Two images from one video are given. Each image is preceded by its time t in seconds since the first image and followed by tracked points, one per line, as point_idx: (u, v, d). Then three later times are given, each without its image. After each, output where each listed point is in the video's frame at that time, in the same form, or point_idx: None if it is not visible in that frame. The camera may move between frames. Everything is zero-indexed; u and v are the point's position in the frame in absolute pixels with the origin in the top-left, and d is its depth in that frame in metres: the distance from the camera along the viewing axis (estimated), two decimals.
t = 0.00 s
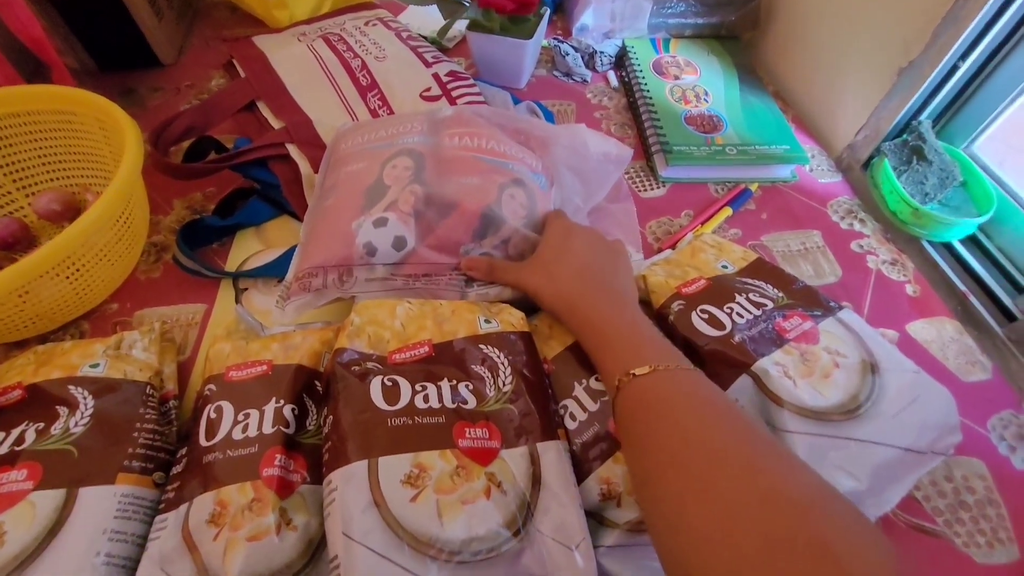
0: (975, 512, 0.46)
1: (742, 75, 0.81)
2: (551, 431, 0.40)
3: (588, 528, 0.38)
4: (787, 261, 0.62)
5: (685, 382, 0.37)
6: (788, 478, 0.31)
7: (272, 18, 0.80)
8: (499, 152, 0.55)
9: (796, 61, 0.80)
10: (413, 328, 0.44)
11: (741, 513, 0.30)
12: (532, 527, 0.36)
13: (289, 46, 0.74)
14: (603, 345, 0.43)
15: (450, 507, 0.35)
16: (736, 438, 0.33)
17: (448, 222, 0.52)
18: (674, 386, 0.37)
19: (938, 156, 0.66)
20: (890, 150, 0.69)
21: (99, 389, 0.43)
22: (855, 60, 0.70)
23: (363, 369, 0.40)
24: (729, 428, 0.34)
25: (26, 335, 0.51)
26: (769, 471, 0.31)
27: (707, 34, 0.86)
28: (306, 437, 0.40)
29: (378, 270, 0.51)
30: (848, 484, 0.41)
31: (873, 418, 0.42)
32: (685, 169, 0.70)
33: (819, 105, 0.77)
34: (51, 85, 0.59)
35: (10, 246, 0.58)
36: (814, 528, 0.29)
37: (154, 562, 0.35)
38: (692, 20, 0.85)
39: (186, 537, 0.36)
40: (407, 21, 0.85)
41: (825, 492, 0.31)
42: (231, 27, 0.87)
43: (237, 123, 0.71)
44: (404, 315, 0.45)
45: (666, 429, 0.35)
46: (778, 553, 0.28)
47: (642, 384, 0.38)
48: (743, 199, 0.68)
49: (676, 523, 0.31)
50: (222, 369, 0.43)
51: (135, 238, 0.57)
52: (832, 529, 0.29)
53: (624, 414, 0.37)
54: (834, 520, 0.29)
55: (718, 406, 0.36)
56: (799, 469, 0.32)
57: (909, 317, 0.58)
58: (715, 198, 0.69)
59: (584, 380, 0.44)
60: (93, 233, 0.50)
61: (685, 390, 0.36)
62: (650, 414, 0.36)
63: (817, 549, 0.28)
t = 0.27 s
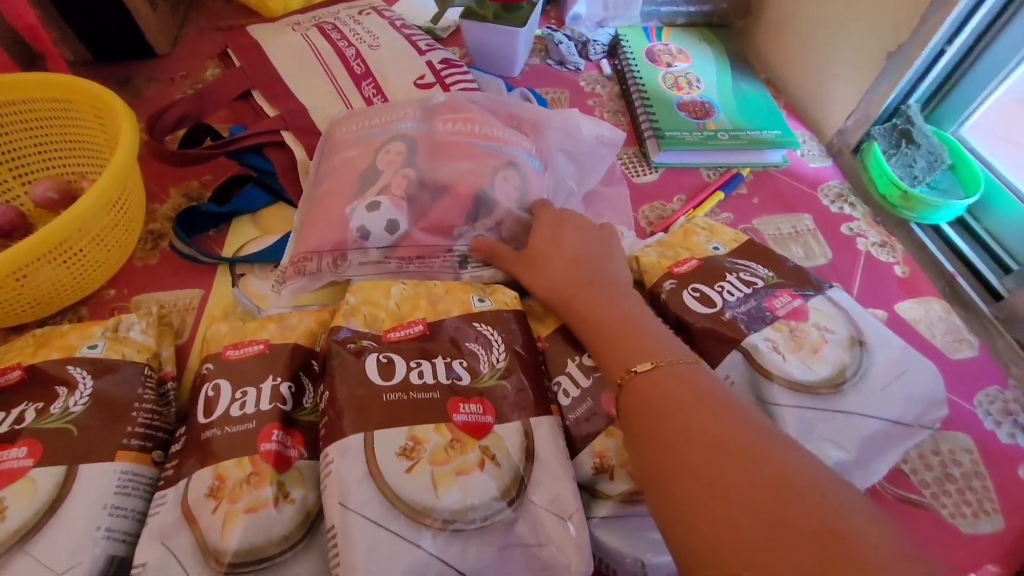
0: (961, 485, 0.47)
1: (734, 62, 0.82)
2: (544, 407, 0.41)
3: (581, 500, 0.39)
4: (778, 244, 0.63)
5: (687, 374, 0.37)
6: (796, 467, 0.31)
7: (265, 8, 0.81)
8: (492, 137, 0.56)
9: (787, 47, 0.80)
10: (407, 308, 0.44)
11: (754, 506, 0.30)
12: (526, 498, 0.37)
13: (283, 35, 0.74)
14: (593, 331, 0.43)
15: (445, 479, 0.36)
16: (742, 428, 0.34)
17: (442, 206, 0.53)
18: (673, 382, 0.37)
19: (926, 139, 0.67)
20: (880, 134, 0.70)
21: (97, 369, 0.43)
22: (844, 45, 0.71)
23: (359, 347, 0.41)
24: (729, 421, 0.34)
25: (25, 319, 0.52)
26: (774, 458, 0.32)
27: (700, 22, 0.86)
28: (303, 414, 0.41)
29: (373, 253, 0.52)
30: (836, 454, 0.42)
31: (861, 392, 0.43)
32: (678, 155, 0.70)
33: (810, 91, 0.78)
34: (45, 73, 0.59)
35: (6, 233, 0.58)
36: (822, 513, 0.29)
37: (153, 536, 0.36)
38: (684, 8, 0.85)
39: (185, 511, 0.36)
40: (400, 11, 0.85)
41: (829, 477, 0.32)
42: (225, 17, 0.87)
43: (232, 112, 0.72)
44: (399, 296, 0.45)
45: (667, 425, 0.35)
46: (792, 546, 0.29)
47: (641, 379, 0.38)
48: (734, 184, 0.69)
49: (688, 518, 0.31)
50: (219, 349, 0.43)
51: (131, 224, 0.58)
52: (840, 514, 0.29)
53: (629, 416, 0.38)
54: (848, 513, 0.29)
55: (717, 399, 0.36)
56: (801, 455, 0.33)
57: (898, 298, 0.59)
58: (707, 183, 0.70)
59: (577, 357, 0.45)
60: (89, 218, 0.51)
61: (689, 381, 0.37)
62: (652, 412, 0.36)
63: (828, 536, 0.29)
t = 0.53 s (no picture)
0: (942, 463, 0.48)
1: (725, 57, 0.83)
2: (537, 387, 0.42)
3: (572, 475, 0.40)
4: (767, 233, 0.65)
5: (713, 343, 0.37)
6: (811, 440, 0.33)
7: (264, 5, 0.82)
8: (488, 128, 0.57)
9: (777, 43, 0.82)
10: (404, 294, 0.46)
11: (791, 499, 0.29)
12: (519, 473, 0.38)
13: (281, 32, 0.76)
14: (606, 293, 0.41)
15: (441, 454, 0.37)
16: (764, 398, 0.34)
17: (438, 196, 0.54)
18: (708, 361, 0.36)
19: (913, 131, 0.69)
20: (867, 126, 0.72)
21: (103, 353, 0.44)
22: (832, 40, 0.73)
23: (358, 330, 0.42)
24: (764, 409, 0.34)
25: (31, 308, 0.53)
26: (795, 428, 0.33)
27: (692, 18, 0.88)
28: (303, 395, 0.42)
29: (370, 242, 0.53)
30: (818, 431, 0.43)
31: (843, 372, 0.45)
32: (670, 148, 0.72)
33: (800, 85, 0.79)
34: (49, 68, 0.60)
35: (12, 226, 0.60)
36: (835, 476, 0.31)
37: (161, 511, 0.37)
38: (676, 4, 0.87)
39: (190, 487, 0.38)
40: (397, 7, 0.86)
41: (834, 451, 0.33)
42: (224, 14, 0.88)
43: (232, 107, 0.73)
44: (396, 282, 0.46)
45: (701, 403, 0.33)
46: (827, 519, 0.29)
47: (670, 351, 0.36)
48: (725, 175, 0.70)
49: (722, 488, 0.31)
50: (222, 334, 0.45)
51: (134, 216, 0.59)
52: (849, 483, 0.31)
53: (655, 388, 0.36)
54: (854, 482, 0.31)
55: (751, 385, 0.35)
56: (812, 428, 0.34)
57: (884, 285, 0.61)
58: (699, 175, 0.71)
59: (569, 340, 0.46)
60: (93, 208, 0.52)
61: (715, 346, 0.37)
62: (683, 387, 0.34)
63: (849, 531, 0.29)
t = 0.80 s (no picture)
0: (910, 451, 0.50)
1: (711, 57, 0.85)
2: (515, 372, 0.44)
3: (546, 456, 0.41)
4: (747, 229, 0.66)
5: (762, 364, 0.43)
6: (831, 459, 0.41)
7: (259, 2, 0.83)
8: (474, 124, 0.58)
9: (763, 43, 0.83)
10: (389, 281, 0.47)
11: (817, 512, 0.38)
12: (494, 452, 0.39)
13: (276, 28, 0.77)
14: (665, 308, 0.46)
15: (419, 432, 0.39)
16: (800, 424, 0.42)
17: (424, 189, 0.56)
18: (744, 382, 0.42)
19: (890, 131, 0.71)
20: (847, 126, 0.73)
21: (96, 336, 0.46)
22: (816, 41, 0.74)
23: (342, 315, 0.44)
24: (791, 427, 0.41)
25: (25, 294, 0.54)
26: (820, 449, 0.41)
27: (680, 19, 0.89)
28: (289, 377, 0.43)
29: (357, 232, 0.54)
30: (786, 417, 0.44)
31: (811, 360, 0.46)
32: (655, 145, 0.73)
33: (784, 85, 0.81)
34: (46, 61, 0.62)
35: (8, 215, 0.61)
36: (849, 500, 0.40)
37: (149, 485, 0.39)
38: (664, 5, 0.88)
39: (177, 462, 0.39)
40: (390, 6, 0.88)
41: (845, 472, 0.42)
42: (220, 11, 0.90)
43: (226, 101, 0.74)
44: (381, 270, 0.48)
45: (743, 424, 0.40)
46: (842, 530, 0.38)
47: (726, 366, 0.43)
48: (708, 173, 0.72)
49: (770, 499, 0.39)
50: (211, 319, 0.46)
51: (128, 206, 0.60)
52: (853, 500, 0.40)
53: (697, 403, 0.42)
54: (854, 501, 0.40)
55: (781, 402, 0.41)
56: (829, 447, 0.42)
57: (860, 280, 0.62)
58: (683, 172, 0.73)
59: (548, 327, 0.47)
60: (87, 197, 0.53)
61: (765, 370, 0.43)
62: (735, 408, 0.41)
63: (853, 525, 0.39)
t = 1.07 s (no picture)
0: (877, 462, 0.50)
1: (713, 69, 0.86)
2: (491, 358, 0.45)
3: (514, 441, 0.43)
4: (735, 238, 0.67)
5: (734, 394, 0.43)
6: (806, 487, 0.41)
7: None
8: (471, 121, 0.60)
9: (766, 57, 0.84)
10: (375, 266, 0.49)
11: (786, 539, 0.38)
12: (464, 433, 0.41)
13: (288, 20, 0.79)
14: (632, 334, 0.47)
15: (391, 409, 0.40)
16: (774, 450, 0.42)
17: (418, 180, 0.57)
18: (723, 409, 0.42)
19: (882, 150, 0.72)
20: (842, 143, 0.74)
21: (92, 302, 0.48)
22: (817, 57, 0.75)
23: (326, 295, 0.45)
24: (770, 457, 0.41)
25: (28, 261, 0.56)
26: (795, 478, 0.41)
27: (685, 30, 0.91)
28: (272, 351, 0.45)
29: (350, 218, 0.56)
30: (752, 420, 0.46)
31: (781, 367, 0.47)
32: (650, 152, 0.75)
33: (784, 99, 0.82)
34: (64, 39, 0.64)
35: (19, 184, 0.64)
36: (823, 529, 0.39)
37: (132, 444, 0.40)
38: (670, 16, 0.90)
39: (160, 423, 0.41)
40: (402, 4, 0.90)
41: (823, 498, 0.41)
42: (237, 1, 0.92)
43: (235, 87, 0.76)
44: (369, 255, 0.50)
45: (722, 449, 0.41)
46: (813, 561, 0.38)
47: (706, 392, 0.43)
48: (701, 181, 0.73)
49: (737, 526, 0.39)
50: (202, 292, 0.48)
51: (133, 183, 0.62)
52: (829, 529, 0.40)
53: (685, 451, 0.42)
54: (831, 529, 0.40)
55: (760, 431, 0.41)
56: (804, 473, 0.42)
57: (842, 293, 0.63)
58: (676, 180, 0.74)
59: (526, 318, 0.49)
60: (92, 172, 0.55)
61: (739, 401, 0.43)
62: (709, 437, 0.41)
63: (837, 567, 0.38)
